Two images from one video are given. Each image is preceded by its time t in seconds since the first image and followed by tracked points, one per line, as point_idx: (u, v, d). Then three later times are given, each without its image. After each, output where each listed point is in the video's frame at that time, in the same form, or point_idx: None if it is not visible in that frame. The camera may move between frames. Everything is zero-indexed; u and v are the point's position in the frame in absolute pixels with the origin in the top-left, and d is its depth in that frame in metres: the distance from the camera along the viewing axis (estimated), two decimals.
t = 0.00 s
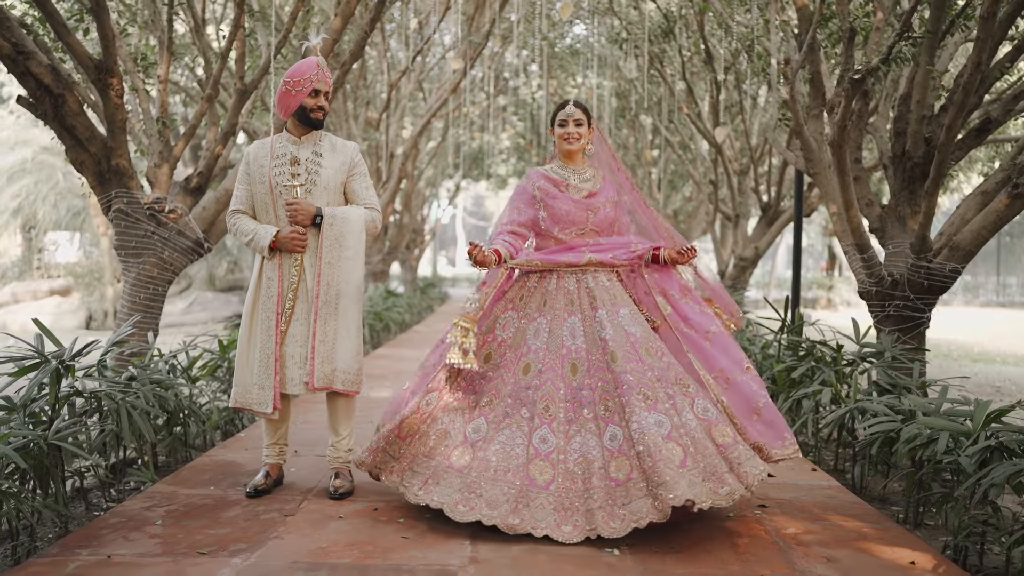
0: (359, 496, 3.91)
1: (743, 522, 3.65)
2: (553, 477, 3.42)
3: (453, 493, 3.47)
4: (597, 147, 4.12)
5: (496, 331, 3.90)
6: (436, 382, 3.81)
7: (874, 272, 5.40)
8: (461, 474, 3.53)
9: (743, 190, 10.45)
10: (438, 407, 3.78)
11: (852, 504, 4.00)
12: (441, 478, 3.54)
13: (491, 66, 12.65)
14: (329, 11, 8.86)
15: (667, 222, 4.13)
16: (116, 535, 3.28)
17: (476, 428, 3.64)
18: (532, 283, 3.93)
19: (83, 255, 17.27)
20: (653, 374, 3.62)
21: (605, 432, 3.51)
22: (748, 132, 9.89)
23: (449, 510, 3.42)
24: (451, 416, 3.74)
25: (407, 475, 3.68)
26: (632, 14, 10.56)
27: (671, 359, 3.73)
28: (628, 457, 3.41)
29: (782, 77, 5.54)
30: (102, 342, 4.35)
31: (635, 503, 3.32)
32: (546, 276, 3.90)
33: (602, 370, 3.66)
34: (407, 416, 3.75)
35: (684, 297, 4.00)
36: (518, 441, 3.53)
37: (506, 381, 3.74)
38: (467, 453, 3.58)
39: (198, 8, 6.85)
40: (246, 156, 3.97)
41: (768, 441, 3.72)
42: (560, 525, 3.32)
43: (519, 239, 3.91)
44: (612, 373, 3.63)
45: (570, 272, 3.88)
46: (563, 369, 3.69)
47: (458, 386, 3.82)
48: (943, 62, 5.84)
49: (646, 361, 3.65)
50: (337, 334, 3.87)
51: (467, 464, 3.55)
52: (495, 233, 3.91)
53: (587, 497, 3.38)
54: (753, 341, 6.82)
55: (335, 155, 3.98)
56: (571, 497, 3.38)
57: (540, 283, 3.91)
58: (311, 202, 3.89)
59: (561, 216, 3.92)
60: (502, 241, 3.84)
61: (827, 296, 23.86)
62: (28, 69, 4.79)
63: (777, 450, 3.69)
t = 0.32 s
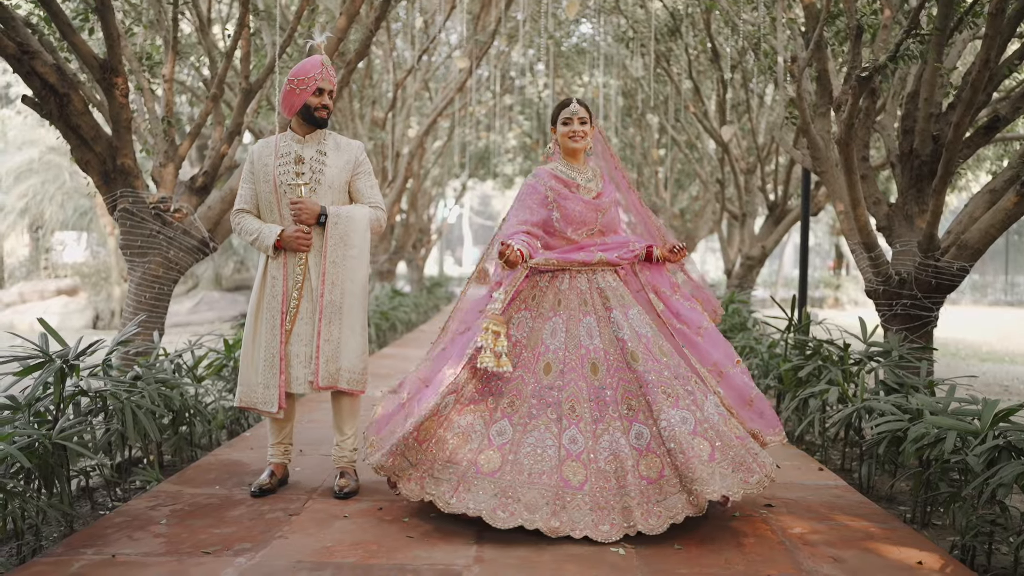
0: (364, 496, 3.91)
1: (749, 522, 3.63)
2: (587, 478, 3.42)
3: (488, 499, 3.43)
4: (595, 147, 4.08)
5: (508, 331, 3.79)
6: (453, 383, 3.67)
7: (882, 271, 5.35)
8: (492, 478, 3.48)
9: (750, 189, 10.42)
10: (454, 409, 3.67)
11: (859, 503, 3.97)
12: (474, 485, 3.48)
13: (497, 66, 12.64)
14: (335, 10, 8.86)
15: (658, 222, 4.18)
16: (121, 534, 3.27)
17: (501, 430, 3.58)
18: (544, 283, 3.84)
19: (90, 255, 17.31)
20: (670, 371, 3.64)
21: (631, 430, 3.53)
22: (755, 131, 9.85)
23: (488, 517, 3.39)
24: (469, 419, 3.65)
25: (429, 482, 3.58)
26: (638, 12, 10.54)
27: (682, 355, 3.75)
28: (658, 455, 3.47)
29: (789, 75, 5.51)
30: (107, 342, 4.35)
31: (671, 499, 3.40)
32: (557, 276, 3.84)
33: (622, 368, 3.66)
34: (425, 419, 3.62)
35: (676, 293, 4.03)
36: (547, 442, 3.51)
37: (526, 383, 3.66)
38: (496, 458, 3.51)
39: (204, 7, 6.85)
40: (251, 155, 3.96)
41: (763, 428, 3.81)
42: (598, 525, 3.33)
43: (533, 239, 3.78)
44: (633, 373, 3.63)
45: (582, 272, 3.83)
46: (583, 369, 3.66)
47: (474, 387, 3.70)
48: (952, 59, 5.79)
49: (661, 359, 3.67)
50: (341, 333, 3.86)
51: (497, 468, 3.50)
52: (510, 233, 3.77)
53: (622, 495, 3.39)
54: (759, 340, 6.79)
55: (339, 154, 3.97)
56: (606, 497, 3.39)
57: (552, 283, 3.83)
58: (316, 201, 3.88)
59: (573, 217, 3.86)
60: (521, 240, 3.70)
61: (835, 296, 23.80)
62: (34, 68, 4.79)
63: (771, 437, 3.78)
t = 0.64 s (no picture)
0: (365, 495, 3.90)
1: (751, 521, 3.62)
2: (615, 476, 3.40)
3: (529, 505, 3.34)
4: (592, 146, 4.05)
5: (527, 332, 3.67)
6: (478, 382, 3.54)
7: (884, 269, 5.34)
8: (529, 481, 3.40)
9: (752, 188, 10.40)
10: (477, 410, 3.57)
11: (862, 503, 3.95)
12: (509, 489, 3.39)
13: (499, 65, 12.63)
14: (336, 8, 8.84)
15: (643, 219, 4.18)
16: (120, 534, 3.26)
17: (528, 432, 3.50)
18: (554, 282, 3.78)
19: (92, 255, 17.35)
20: (675, 371, 3.71)
21: (649, 428, 3.56)
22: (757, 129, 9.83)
23: (531, 523, 3.30)
24: (493, 421, 3.55)
25: (462, 489, 3.45)
26: (640, 11, 10.53)
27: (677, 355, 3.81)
28: (677, 452, 3.52)
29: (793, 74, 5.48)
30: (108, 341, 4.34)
31: (691, 495, 3.48)
32: (569, 276, 3.79)
33: (634, 368, 3.68)
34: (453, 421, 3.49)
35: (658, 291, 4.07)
36: (577, 442, 3.46)
37: (548, 384, 3.59)
38: (529, 460, 3.44)
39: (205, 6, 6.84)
40: (250, 153, 3.95)
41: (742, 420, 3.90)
42: (631, 522, 3.34)
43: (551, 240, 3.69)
44: (646, 373, 3.66)
45: (591, 272, 3.82)
46: (600, 369, 3.64)
47: (495, 388, 3.60)
48: (956, 56, 5.75)
49: (666, 359, 3.72)
50: (342, 333, 3.85)
51: (530, 471, 3.42)
52: (530, 232, 3.66)
53: (649, 492, 3.41)
54: (761, 339, 6.78)
55: (340, 153, 3.96)
56: (636, 494, 3.39)
57: (563, 282, 3.78)
58: (316, 199, 3.87)
59: (585, 215, 3.82)
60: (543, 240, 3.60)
61: (838, 294, 23.75)
62: (34, 67, 4.79)
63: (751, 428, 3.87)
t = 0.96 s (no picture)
0: (366, 494, 3.89)
1: (754, 521, 3.60)
2: (640, 475, 3.42)
3: (573, 507, 3.30)
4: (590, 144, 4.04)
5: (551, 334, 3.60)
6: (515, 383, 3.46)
7: (887, 268, 5.32)
8: (569, 482, 3.36)
9: (755, 186, 10.37)
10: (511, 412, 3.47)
11: (865, 502, 3.93)
12: (549, 493, 3.33)
13: (502, 64, 12.61)
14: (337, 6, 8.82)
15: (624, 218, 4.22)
16: (120, 534, 3.26)
17: (562, 433, 3.45)
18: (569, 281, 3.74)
19: (95, 254, 17.39)
20: (678, 367, 3.74)
21: (661, 424, 3.59)
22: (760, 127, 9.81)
23: (576, 526, 3.27)
24: (526, 422, 3.48)
25: (505, 494, 3.34)
26: (641, 9, 10.51)
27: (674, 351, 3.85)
28: (689, 448, 3.56)
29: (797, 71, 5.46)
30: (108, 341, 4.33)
31: (702, 490, 3.53)
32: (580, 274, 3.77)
33: (642, 367, 3.68)
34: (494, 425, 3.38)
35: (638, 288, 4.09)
36: (606, 443, 3.44)
37: (574, 383, 3.53)
38: (566, 462, 3.39)
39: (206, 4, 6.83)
40: (251, 152, 3.94)
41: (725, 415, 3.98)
42: (659, 518, 3.38)
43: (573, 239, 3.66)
44: (655, 370, 3.67)
45: (600, 271, 3.81)
46: (614, 368, 3.62)
47: (524, 390, 3.51)
48: (959, 54, 5.72)
49: (669, 354, 3.75)
50: (342, 332, 3.84)
51: (569, 473, 3.38)
52: (555, 232, 3.62)
53: (672, 486, 3.45)
54: (763, 338, 6.75)
55: (340, 151, 3.95)
56: (660, 490, 3.42)
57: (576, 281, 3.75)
58: (316, 198, 3.86)
59: (594, 214, 3.82)
60: (569, 240, 3.58)
61: (840, 293, 23.73)
62: (35, 66, 4.79)
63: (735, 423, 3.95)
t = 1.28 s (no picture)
0: (367, 493, 3.89)
1: (756, 520, 3.59)
2: (659, 471, 3.45)
3: (613, 508, 3.28)
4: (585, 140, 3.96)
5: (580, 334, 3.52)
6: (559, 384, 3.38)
7: (890, 266, 5.29)
8: (608, 482, 3.32)
9: (757, 185, 10.35)
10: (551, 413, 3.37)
11: (867, 501, 3.92)
12: (592, 494, 3.29)
13: (504, 62, 12.59)
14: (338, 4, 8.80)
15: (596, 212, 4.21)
16: (121, 533, 3.25)
17: (595, 433, 3.40)
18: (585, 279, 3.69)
19: (97, 253, 17.41)
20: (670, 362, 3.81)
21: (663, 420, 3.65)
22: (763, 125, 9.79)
23: (619, 525, 3.26)
24: (562, 423, 3.40)
25: (554, 496, 3.27)
26: (644, 7, 10.48)
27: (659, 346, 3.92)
28: (691, 445, 3.66)
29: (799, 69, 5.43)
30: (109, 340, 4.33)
31: (706, 484, 3.64)
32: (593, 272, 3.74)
33: (644, 366, 3.70)
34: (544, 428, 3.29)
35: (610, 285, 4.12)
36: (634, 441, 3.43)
37: (600, 382, 3.48)
38: (603, 463, 3.34)
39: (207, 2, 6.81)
40: (251, 150, 3.93)
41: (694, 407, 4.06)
42: (677, 511, 3.44)
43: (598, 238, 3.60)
44: (655, 368, 3.71)
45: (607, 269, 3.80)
46: (625, 366, 3.61)
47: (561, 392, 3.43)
48: (962, 51, 5.68)
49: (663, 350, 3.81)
50: (342, 331, 3.83)
51: (606, 472, 3.34)
52: (584, 233, 3.54)
53: (686, 479, 3.53)
54: (765, 336, 6.72)
55: (341, 150, 3.94)
56: (678, 484, 3.48)
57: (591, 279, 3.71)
58: (317, 196, 3.85)
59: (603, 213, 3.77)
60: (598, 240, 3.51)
61: (844, 292, 23.70)
62: (36, 65, 4.78)
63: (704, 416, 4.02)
